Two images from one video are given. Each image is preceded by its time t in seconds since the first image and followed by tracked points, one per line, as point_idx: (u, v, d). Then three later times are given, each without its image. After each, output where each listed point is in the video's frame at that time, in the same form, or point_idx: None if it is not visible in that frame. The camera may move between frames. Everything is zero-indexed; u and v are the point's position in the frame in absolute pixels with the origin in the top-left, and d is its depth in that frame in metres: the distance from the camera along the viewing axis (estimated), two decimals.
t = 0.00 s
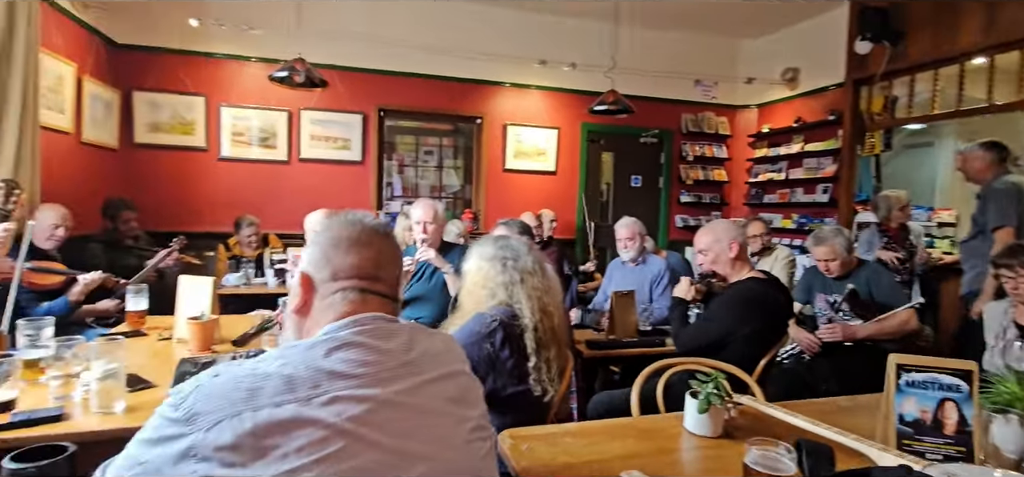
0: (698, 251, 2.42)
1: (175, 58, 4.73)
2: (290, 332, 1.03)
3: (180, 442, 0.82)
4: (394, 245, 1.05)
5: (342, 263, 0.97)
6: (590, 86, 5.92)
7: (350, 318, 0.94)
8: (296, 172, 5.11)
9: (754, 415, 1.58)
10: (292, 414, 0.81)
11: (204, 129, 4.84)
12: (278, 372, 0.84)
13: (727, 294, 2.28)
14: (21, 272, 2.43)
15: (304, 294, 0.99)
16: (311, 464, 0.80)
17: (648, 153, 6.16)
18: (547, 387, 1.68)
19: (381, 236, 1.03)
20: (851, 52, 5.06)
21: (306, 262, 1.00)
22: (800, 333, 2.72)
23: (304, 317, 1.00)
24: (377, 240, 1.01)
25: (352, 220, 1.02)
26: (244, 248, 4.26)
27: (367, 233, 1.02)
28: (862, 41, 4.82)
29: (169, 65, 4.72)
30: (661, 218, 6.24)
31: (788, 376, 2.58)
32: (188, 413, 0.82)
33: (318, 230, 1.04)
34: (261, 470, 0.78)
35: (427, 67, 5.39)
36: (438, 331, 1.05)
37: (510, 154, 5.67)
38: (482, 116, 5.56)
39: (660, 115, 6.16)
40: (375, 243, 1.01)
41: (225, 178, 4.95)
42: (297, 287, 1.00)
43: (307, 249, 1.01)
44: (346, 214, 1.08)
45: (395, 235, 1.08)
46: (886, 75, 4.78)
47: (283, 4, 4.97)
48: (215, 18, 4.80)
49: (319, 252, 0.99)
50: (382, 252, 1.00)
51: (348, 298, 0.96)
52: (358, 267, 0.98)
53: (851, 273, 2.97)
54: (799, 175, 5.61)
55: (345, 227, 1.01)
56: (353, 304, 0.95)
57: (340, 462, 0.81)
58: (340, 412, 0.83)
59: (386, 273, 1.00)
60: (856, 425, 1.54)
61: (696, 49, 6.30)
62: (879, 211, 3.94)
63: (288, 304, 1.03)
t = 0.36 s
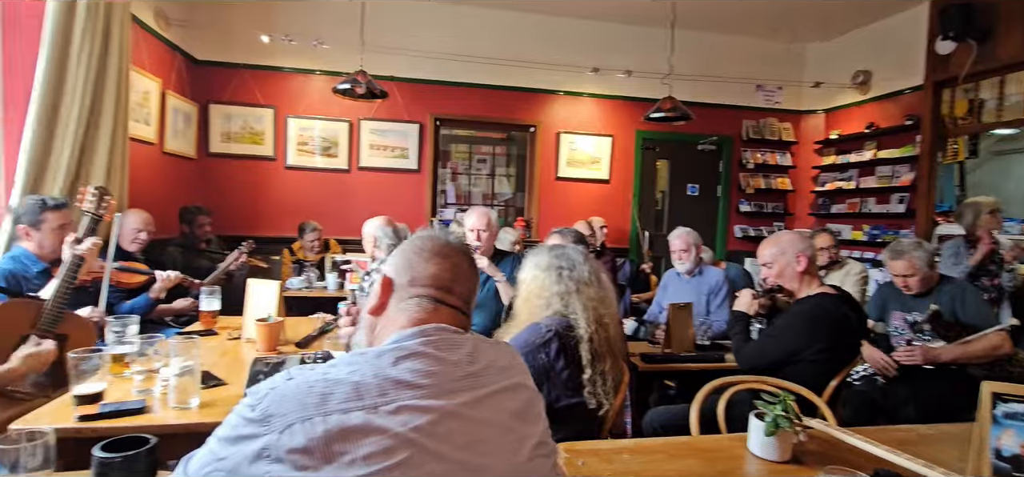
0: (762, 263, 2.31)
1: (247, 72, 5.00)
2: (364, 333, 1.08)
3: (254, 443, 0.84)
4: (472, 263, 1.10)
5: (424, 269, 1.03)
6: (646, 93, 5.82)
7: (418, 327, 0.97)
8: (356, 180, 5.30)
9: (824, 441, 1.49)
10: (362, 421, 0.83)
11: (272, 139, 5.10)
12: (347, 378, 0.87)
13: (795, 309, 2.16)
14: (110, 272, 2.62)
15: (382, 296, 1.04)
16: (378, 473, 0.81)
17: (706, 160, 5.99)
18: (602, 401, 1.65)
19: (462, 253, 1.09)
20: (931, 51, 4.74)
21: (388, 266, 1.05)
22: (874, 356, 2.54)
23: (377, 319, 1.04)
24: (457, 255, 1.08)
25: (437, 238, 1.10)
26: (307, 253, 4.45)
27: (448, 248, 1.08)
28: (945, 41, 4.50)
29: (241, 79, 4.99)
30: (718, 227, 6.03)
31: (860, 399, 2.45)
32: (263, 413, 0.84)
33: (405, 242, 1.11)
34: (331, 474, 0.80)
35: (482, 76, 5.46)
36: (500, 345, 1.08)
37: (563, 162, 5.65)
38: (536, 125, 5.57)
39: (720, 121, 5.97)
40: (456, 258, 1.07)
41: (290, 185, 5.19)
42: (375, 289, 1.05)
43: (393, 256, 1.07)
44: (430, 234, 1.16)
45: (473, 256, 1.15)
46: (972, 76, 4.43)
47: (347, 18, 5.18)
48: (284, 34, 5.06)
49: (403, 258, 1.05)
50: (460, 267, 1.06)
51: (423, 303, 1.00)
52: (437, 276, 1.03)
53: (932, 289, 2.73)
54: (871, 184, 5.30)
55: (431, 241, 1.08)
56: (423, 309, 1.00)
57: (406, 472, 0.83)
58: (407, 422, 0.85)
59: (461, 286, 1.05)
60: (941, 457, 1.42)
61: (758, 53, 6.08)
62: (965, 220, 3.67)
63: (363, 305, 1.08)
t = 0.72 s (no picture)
0: (822, 274, 2.20)
1: (301, 82, 5.20)
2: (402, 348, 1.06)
3: (313, 439, 0.86)
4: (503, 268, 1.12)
5: (465, 279, 1.03)
6: (695, 98, 5.69)
7: (465, 330, 0.98)
8: (402, 185, 5.41)
9: (892, 463, 1.40)
10: (417, 418, 0.85)
11: (324, 146, 5.28)
12: (402, 377, 0.89)
13: (859, 323, 2.05)
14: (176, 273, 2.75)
15: (424, 309, 1.02)
16: (433, 469, 0.82)
17: (757, 166, 5.79)
18: (651, 412, 1.61)
19: (493, 260, 1.11)
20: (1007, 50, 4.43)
21: (426, 277, 1.04)
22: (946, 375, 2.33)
23: (420, 333, 1.03)
24: (490, 262, 1.09)
25: (467, 246, 1.10)
26: (358, 255, 4.58)
27: (483, 256, 1.09)
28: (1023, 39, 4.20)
29: (296, 89, 5.20)
30: (770, 236, 5.82)
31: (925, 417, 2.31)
32: (322, 410, 0.87)
33: (434, 252, 1.11)
34: (388, 469, 0.82)
35: (527, 83, 5.49)
36: (544, 350, 1.08)
37: (607, 169, 5.60)
38: (581, 131, 5.54)
39: (772, 125, 5.77)
40: (490, 264, 1.08)
41: (340, 191, 5.35)
42: (415, 301, 1.03)
43: (428, 267, 1.06)
44: (456, 242, 1.16)
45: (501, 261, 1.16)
46: None
47: (397, 29, 5.32)
48: (337, 45, 5.25)
49: (441, 268, 1.04)
50: (496, 273, 1.07)
51: (468, 312, 1.01)
52: (479, 284, 1.04)
53: (1008, 304, 2.55)
54: (939, 191, 5.00)
55: (463, 249, 1.09)
56: (469, 317, 1.00)
57: (460, 468, 0.83)
58: (459, 419, 0.86)
59: (499, 292, 1.06)
60: None
61: (814, 55, 5.86)
62: None
63: (400, 319, 1.06)
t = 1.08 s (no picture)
0: (870, 285, 2.12)
1: (342, 91, 5.34)
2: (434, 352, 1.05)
3: (355, 431, 0.86)
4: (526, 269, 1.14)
5: (502, 284, 1.04)
6: (734, 103, 5.57)
7: (502, 331, 0.99)
8: (437, 192, 5.48)
9: None
10: (454, 413, 0.85)
11: (362, 153, 5.40)
12: (439, 375, 0.90)
13: (911, 338, 1.96)
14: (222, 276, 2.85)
15: (463, 315, 1.02)
16: (468, 463, 0.83)
17: (799, 173, 5.62)
18: (690, 427, 1.57)
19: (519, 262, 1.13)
20: None
21: (464, 284, 1.03)
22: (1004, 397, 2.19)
23: (459, 338, 1.03)
24: (518, 264, 1.11)
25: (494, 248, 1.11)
26: (397, 260, 4.67)
27: (514, 262, 1.10)
28: None
29: (336, 98, 5.34)
30: (812, 244, 5.63)
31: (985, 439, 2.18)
32: (364, 404, 0.87)
33: (461, 253, 1.10)
34: (427, 462, 0.83)
35: (562, 89, 5.48)
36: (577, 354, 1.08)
37: (643, 176, 5.53)
38: (616, 137, 5.50)
39: (815, 131, 5.59)
40: (518, 267, 1.10)
41: (377, 197, 5.46)
42: (454, 309, 1.02)
43: (463, 273, 1.05)
44: (481, 244, 1.15)
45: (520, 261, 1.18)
46: None
47: (434, 38, 5.42)
48: (376, 54, 5.37)
49: (479, 275, 1.04)
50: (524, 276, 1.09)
51: (510, 317, 1.02)
52: (515, 291, 1.05)
53: None
54: (997, 200, 4.74)
55: (492, 251, 1.09)
56: (510, 321, 1.01)
57: (494, 464, 0.84)
58: (494, 416, 0.86)
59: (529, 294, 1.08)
60: None
61: (861, 58, 5.65)
62: None
63: (434, 324, 1.04)
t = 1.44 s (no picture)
0: (913, 298, 2.03)
1: (373, 98, 5.43)
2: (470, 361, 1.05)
3: (399, 430, 0.87)
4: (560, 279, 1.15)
5: (539, 293, 1.04)
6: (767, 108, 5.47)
7: (540, 338, 1.00)
8: (465, 197, 5.52)
9: None
10: (497, 415, 0.86)
11: (391, 159, 5.48)
12: (481, 377, 0.90)
13: (958, 352, 1.88)
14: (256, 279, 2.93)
15: (502, 324, 1.02)
16: (512, 465, 0.83)
17: (834, 179, 5.47)
18: (725, 441, 1.53)
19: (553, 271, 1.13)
20: None
21: (501, 293, 1.04)
22: None
23: (498, 347, 1.03)
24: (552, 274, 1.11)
25: (528, 258, 1.11)
26: (424, 264, 4.71)
27: (548, 272, 1.11)
28: None
29: (367, 105, 5.44)
30: (848, 253, 5.47)
31: None
32: (408, 403, 0.88)
33: (495, 263, 1.10)
34: (470, 461, 0.83)
35: (590, 96, 5.47)
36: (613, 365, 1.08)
37: (671, 182, 5.47)
38: (644, 143, 5.45)
39: (852, 137, 5.45)
40: (553, 276, 1.11)
41: (405, 203, 5.53)
42: (492, 318, 1.02)
43: (501, 282, 1.05)
44: (514, 254, 1.16)
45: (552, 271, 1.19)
46: None
47: (463, 45, 5.47)
48: (406, 62, 5.45)
49: (517, 285, 1.04)
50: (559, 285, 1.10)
51: (548, 325, 1.02)
52: (552, 302, 1.06)
53: None
54: None
55: (528, 262, 1.10)
56: (548, 329, 1.02)
57: (537, 467, 0.84)
58: (536, 420, 0.87)
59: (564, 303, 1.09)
60: None
61: (900, 62, 5.49)
62: None
63: (472, 333, 1.05)
